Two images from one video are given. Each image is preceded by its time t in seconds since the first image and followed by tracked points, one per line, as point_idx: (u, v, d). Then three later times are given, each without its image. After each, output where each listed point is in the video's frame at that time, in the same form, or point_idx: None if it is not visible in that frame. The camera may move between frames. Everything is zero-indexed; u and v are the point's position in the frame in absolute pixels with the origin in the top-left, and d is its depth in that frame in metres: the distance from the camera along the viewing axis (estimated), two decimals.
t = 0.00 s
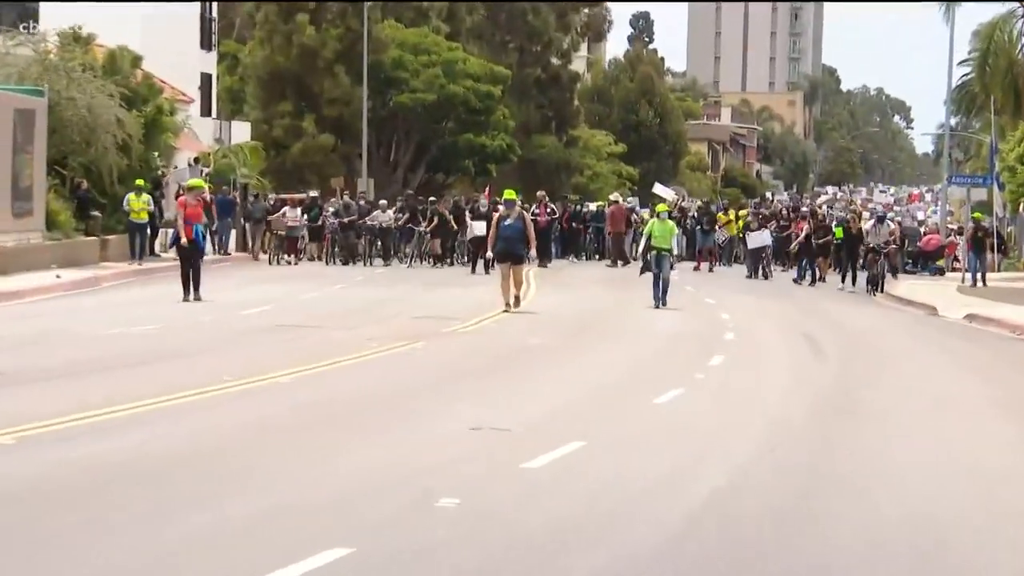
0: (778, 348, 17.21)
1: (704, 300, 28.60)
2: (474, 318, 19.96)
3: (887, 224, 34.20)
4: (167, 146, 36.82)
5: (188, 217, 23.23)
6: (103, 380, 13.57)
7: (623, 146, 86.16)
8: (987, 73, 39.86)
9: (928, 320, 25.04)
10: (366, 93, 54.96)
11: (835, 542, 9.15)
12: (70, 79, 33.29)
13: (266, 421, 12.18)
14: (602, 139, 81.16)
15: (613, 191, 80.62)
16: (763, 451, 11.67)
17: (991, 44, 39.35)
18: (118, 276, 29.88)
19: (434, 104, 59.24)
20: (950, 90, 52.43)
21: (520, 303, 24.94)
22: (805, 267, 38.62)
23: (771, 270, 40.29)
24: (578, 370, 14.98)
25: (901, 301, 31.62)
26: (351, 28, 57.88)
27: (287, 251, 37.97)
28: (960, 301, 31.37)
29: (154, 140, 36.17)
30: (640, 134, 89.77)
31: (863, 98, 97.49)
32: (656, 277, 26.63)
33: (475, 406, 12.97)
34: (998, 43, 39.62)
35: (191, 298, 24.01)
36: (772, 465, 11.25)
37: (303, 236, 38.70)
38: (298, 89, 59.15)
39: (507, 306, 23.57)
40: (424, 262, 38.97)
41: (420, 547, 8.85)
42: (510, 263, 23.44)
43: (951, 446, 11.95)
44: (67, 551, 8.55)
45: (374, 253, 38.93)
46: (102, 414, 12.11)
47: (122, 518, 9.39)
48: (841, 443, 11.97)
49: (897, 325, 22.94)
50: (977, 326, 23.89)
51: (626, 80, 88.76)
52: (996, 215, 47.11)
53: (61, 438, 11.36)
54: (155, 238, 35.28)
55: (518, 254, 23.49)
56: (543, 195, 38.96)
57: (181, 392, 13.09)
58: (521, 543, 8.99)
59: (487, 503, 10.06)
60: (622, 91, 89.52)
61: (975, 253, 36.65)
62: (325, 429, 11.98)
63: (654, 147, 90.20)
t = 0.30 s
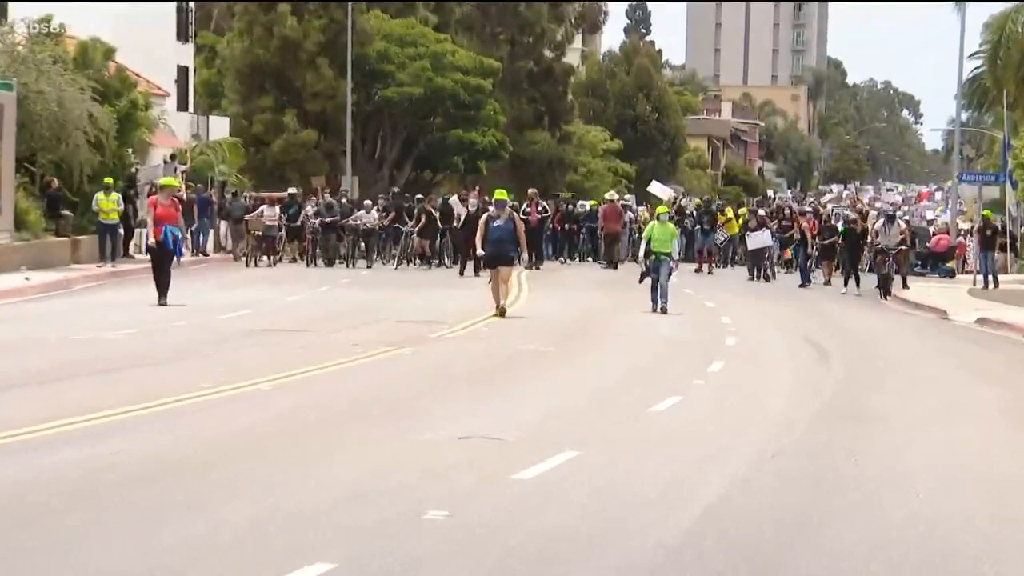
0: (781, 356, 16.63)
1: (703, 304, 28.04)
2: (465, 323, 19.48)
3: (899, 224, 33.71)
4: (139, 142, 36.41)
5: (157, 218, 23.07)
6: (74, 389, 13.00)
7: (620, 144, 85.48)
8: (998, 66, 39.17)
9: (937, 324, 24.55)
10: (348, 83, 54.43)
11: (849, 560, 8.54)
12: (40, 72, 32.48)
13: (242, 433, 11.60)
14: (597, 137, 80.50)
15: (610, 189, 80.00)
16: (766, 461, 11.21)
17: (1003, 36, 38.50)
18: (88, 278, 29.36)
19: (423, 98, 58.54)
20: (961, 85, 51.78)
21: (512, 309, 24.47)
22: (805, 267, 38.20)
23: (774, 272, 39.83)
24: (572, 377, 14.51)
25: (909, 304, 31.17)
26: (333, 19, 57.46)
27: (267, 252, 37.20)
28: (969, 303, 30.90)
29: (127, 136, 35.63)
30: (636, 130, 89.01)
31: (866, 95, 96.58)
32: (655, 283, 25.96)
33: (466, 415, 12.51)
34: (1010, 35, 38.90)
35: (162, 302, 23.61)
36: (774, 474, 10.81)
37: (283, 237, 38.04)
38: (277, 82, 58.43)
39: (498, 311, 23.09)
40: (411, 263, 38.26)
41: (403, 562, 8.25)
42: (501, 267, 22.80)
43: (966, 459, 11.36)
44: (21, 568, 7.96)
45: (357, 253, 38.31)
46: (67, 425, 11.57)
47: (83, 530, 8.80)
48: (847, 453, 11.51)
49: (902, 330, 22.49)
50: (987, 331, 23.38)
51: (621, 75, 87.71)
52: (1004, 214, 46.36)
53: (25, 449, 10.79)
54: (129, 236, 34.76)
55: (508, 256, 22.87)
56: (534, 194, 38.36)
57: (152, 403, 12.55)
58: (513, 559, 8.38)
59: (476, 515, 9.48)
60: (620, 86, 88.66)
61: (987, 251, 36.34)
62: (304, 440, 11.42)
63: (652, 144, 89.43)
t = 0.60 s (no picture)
0: (783, 359, 16.43)
1: (703, 305, 27.85)
2: (462, 324, 19.33)
3: (903, 223, 33.50)
4: (129, 140, 36.34)
5: (142, 214, 22.96)
6: (63, 392, 12.77)
7: (620, 143, 85.22)
8: (1005, 62, 38.97)
9: (945, 326, 24.41)
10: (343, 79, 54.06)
11: (857, 567, 8.31)
12: (28, 68, 32.10)
13: (233, 436, 11.41)
14: (596, 135, 80.20)
15: (609, 188, 79.78)
16: (767, 463, 11.05)
17: (1009, 32, 38.25)
18: (77, 278, 29.17)
19: (419, 94, 58.25)
20: (965, 83, 51.57)
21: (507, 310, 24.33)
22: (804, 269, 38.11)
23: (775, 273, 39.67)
24: (572, 379, 14.36)
25: (916, 305, 31.01)
26: (328, 15, 56.86)
27: (257, 252, 36.88)
28: (973, 304, 30.75)
29: (116, 134, 35.59)
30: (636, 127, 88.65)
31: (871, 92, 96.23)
32: (658, 283, 25.68)
33: (464, 417, 12.35)
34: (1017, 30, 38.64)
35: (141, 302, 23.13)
36: (778, 477, 10.65)
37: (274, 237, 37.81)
38: (269, 79, 58.00)
39: (493, 312, 22.93)
40: (406, 264, 37.87)
41: (397, 569, 8.01)
42: (498, 267, 22.76)
43: (975, 464, 11.15)
44: None
45: (349, 254, 38.08)
46: (54, 428, 11.35)
47: (67, 535, 8.57)
48: (854, 457, 11.34)
49: (905, 331, 22.36)
50: (992, 333, 23.21)
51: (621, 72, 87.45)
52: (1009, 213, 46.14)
53: (9, 453, 10.56)
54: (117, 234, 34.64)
55: (506, 255, 22.81)
56: (529, 192, 38.12)
57: (142, 406, 12.34)
58: (512, 564, 8.17)
59: (474, 520, 9.25)
60: (620, 84, 88.39)
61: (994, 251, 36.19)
62: (296, 444, 11.20)
63: (652, 143, 89.07)
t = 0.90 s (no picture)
0: (782, 358, 16.42)
1: (702, 305, 27.83)
2: (460, 324, 19.32)
3: (901, 223, 33.46)
4: (127, 140, 36.34)
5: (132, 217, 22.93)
6: (61, 392, 12.76)
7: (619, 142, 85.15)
8: (1005, 62, 38.91)
9: (945, 326, 24.39)
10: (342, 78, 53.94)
11: (856, 567, 8.30)
12: (27, 68, 32.16)
13: (233, 436, 11.40)
14: (595, 134, 80.14)
15: (608, 187, 79.72)
16: (766, 463, 11.03)
17: (1009, 32, 38.17)
18: (75, 277, 29.15)
19: (418, 94, 58.20)
20: (965, 82, 51.53)
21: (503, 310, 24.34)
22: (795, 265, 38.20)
23: (773, 273, 39.63)
24: (571, 379, 14.35)
25: (915, 305, 30.98)
26: (326, 14, 56.23)
27: (254, 252, 36.83)
28: (973, 304, 30.71)
29: (115, 134, 35.56)
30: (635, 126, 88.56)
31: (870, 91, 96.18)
32: (657, 284, 25.60)
33: (463, 417, 12.34)
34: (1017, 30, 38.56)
35: (133, 303, 23.06)
36: (777, 477, 10.63)
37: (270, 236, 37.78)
38: (268, 78, 57.93)
39: (488, 312, 22.94)
40: (404, 264, 37.84)
41: (397, 569, 8.00)
42: (492, 266, 22.76)
43: (976, 465, 11.13)
44: None
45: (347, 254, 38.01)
46: (53, 428, 11.35)
47: (66, 535, 8.56)
48: (854, 457, 11.33)
49: (905, 331, 22.33)
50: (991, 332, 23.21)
51: (620, 70, 87.41)
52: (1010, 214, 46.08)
53: (6, 453, 10.55)
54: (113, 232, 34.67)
55: (501, 255, 22.84)
56: (526, 190, 38.00)
57: (141, 406, 12.32)
58: (512, 564, 8.16)
59: (474, 520, 9.23)
60: (619, 83, 88.32)
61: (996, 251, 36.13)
62: (295, 445, 11.19)
63: (651, 142, 88.97)
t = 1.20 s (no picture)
0: (782, 359, 16.42)
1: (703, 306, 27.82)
2: (460, 324, 19.32)
3: (902, 224, 33.47)
4: (128, 140, 36.39)
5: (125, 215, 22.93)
6: (62, 393, 12.76)
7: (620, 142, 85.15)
8: (1006, 62, 38.84)
9: (946, 326, 24.38)
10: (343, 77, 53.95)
11: (857, 566, 8.30)
12: (29, 69, 32.16)
13: (233, 436, 11.40)
14: (595, 134, 80.13)
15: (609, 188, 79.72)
16: (767, 463, 11.04)
17: (1010, 32, 38.04)
18: (76, 278, 29.14)
19: (419, 95, 58.21)
20: (967, 83, 51.52)
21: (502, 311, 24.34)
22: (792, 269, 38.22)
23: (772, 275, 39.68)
24: (572, 379, 14.36)
25: (916, 305, 30.96)
26: (327, 14, 57.35)
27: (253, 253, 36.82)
28: (975, 305, 30.69)
29: (115, 134, 35.58)
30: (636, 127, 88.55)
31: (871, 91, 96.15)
32: (657, 283, 25.56)
33: (463, 417, 12.34)
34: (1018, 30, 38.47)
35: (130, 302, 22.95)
36: (778, 478, 10.62)
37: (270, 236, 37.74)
38: (269, 78, 57.92)
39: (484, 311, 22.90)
40: (405, 264, 37.85)
41: (397, 569, 8.00)
42: (488, 267, 22.75)
43: (976, 465, 11.14)
44: None
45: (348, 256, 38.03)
46: (55, 428, 11.35)
47: (66, 535, 8.56)
48: (854, 458, 11.32)
49: (906, 331, 22.31)
50: (992, 333, 23.18)
51: (622, 71, 87.42)
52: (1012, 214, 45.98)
53: (7, 453, 10.55)
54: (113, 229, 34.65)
55: (497, 255, 22.84)
56: (527, 191, 37.95)
57: (142, 406, 12.33)
58: (513, 564, 8.17)
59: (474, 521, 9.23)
60: (620, 83, 88.32)
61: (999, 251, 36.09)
62: (295, 445, 11.19)
63: (652, 143, 88.96)
